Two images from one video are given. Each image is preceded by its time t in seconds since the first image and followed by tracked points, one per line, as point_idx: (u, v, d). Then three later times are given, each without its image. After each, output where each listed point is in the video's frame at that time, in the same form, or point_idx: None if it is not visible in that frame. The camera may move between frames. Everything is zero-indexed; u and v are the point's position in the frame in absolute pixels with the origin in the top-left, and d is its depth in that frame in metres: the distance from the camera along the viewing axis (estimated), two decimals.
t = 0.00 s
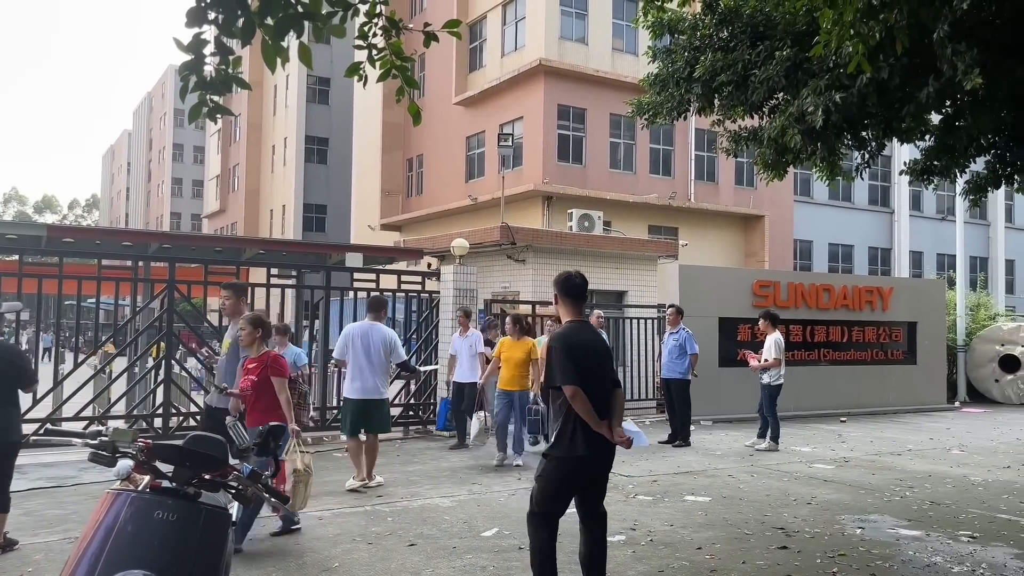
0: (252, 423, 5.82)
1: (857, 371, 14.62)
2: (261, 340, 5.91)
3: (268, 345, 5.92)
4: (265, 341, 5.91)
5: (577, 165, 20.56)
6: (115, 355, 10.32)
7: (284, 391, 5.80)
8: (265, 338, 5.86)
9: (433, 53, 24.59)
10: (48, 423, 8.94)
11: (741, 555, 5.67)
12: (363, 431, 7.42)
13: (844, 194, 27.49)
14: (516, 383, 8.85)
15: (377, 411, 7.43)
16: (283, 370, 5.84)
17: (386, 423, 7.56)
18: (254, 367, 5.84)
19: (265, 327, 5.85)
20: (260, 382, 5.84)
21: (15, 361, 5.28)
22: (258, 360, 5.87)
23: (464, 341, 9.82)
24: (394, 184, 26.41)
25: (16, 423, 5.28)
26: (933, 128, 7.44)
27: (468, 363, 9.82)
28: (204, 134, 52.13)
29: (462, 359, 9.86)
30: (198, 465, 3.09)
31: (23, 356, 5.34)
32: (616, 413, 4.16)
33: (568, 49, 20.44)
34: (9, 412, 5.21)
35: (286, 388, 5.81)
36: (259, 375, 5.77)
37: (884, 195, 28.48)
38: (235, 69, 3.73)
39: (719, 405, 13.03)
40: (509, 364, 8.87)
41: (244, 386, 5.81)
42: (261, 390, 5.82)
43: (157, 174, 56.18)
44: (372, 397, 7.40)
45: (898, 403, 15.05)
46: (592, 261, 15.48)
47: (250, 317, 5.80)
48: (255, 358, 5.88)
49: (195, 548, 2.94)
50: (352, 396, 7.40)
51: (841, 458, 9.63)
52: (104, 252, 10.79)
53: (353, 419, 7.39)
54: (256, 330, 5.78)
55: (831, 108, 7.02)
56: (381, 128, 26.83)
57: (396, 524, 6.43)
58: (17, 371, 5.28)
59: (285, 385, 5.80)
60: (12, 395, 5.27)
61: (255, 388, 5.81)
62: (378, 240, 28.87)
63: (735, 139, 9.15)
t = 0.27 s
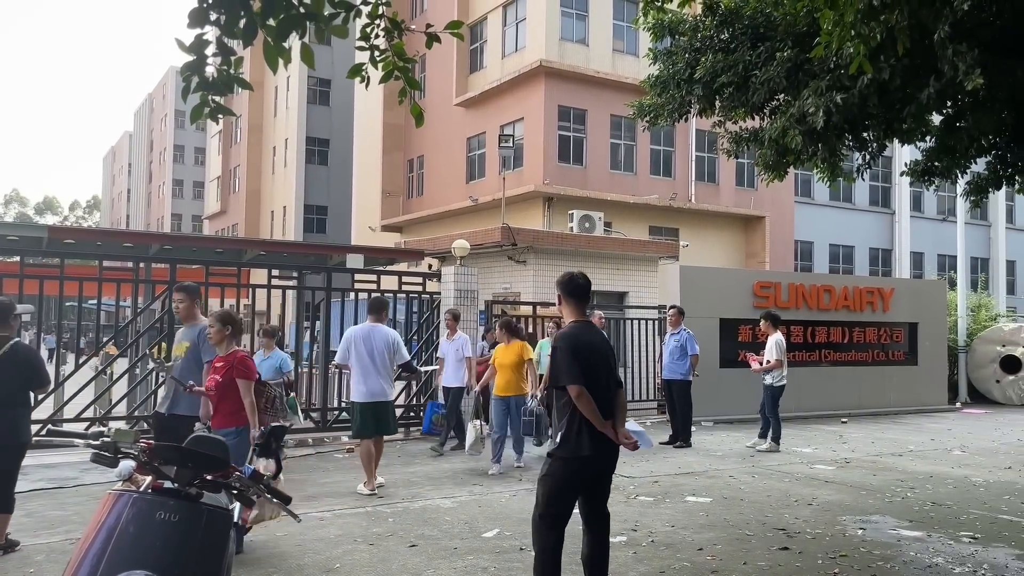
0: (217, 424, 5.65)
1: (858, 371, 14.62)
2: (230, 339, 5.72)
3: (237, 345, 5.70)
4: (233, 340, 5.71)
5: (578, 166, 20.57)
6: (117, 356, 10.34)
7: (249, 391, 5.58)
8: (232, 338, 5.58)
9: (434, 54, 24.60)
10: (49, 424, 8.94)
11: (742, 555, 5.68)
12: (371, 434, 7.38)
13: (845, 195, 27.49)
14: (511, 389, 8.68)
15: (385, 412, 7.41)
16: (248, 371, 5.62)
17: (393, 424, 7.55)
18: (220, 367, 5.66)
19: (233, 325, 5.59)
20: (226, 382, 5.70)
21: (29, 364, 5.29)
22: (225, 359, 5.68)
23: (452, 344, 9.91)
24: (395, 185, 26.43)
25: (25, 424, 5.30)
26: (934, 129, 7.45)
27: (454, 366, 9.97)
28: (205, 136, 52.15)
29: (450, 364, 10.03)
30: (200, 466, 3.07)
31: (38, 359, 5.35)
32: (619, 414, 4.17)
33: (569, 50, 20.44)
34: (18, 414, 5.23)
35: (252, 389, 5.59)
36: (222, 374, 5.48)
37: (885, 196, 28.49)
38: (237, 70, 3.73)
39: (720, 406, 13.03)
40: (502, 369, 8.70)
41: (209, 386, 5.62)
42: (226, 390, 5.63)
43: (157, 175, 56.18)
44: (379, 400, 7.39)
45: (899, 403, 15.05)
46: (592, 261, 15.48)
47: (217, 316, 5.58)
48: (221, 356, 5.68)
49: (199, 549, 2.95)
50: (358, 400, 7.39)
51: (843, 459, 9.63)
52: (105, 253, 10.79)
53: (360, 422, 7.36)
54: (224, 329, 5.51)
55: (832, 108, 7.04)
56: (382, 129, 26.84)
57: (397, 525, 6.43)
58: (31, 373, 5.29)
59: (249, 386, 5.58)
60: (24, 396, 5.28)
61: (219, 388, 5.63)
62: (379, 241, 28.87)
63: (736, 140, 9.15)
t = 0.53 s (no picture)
0: (184, 434, 5.06)
1: (862, 373, 14.59)
2: (196, 341, 5.15)
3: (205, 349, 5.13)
4: (200, 343, 5.14)
5: (581, 167, 20.57)
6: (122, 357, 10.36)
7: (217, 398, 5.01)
8: (199, 341, 5.14)
9: (438, 55, 24.61)
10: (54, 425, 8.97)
11: (746, 557, 5.67)
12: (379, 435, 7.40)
13: (848, 195, 27.45)
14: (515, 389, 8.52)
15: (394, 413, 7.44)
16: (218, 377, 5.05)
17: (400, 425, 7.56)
18: (187, 372, 5.06)
19: (200, 329, 5.15)
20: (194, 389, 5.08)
21: (37, 363, 5.29)
22: (192, 363, 5.08)
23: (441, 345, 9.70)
24: (398, 186, 26.45)
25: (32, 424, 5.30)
26: (938, 130, 7.44)
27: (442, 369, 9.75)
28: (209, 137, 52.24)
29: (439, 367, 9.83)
30: (206, 467, 3.07)
31: (46, 359, 5.35)
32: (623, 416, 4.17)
33: (572, 51, 20.44)
34: (25, 414, 5.24)
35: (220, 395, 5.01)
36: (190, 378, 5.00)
37: (889, 197, 28.45)
38: (244, 72, 3.75)
39: (724, 408, 13.02)
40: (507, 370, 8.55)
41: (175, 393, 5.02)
42: (191, 398, 5.01)
43: (161, 176, 56.28)
44: (386, 401, 7.41)
45: (903, 405, 15.02)
46: (596, 262, 15.47)
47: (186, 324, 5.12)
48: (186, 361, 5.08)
49: (204, 550, 2.95)
50: (365, 401, 7.37)
51: (847, 461, 9.61)
52: (110, 255, 10.81)
53: (367, 423, 7.36)
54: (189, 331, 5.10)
55: (837, 109, 7.03)
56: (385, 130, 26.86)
57: (400, 526, 6.43)
58: (38, 372, 5.29)
59: (218, 393, 5.01)
60: (31, 396, 5.29)
61: (185, 396, 5.02)
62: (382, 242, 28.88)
63: (740, 141, 9.14)
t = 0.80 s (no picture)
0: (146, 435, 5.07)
1: (870, 374, 14.55)
2: (161, 342, 5.20)
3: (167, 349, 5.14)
4: (164, 343, 5.17)
5: (587, 168, 20.56)
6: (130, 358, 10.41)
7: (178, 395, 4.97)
8: (161, 341, 5.14)
9: (445, 56, 24.63)
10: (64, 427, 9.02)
11: (754, 558, 5.66)
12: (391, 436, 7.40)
13: (856, 196, 27.38)
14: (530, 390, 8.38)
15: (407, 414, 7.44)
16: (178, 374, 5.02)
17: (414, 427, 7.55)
18: (149, 373, 5.08)
19: (163, 328, 5.14)
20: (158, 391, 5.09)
21: (38, 362, 5.31)
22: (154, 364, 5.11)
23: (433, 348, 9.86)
24: (404, 187, 26.49)
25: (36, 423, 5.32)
26: (946, 130, 7.41)
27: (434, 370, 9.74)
28: (216, 139, 52.40)
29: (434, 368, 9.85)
30: (216, 468, 3.08)
31: (48, 358, 5.37)
32: (630, 417, 4.14)
33: (578, 52, 20.43)
34: (28, 414, 5.25)
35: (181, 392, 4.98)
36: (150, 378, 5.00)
37: (897, 198, 28.36)
38: (254, 75, 3.76)
39: (731, 409, 13.00)
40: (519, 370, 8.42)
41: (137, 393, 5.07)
42: (154, 397, 5.04)
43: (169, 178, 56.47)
44: (398, 402, 7.39)
45: (911, 406, 14.97)
46: (602, 263, 15.47)
47: (153, 325, 5.15)
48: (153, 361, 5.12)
49: (213, 550, 2.97)
50: (377, 401, 7.37)
51: (855, 462, 9.59)
52: (118, 256, 10.85)
53: (380, 424, 7.36)
54: (151, 331, 5.11)
55: (845, 110, 7.02)
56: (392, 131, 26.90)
57: (407, 527, 6.44)
58: (39, 370, 5.31)
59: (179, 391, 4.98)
60: (35, 394, 5.31)
61: (145, 395, 5.04)
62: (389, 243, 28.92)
63: (747, 142, 9.11)
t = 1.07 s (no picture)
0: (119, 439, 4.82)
1: (880, 375, 14.48)
2: (132, 343, 4.94)
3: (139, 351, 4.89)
4: (135, 344, 4.92)
5: (595, 169, 20.54)
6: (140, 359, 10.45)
7: (149, 398, 4.72)
8: (131, 341, 4.89)
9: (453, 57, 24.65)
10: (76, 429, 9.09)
11: (763, 561, 5.64)
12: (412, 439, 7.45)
13: (866, 197, 27.26)
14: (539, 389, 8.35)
15: (425, 417, 7.46)
16: (149, 377, 4.76)
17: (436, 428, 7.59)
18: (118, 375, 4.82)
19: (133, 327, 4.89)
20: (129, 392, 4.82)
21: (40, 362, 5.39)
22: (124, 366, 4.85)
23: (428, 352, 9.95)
24: (413, 188, 26.52)
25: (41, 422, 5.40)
26: (956, 130, 7.38)
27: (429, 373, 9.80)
28: (226, 141, 52.59)
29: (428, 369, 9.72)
30: (226, 468, 3.08)
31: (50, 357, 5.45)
32: (640, 421, 4.14)
33: (587, 53, 20.42)
34: (33, 413, 5.33)
35: (152, 396, 4.71)
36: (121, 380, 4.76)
37: (907, 199, 28.22)
38: (263, 77, 3.77)
39: (740, 410, 12.96)
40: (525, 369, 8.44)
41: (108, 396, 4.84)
42: (125, 399, 4.81)
43: (179, 180, 56.70)
44: (420, 404, 7.44)
45: (922, 408, 14.89)
46: (611, 263, 15.44)
47: (125, 326, 4.90)
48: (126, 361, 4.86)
49: (224, 550, 2.97)
50: (398, 403, 7.43)
51: (865, 464, 9.54)
52: (129, 258, 10.89)
53: (401, 426, 7.42)
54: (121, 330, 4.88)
55: (855, 110, 6.99)
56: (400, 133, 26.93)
57: (416, 528, 6.44)
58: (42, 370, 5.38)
59: (149, 395, 4.73)
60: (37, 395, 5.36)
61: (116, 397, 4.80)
62: (397, 244, 28.95)
63: (756, 143, 9.08)
